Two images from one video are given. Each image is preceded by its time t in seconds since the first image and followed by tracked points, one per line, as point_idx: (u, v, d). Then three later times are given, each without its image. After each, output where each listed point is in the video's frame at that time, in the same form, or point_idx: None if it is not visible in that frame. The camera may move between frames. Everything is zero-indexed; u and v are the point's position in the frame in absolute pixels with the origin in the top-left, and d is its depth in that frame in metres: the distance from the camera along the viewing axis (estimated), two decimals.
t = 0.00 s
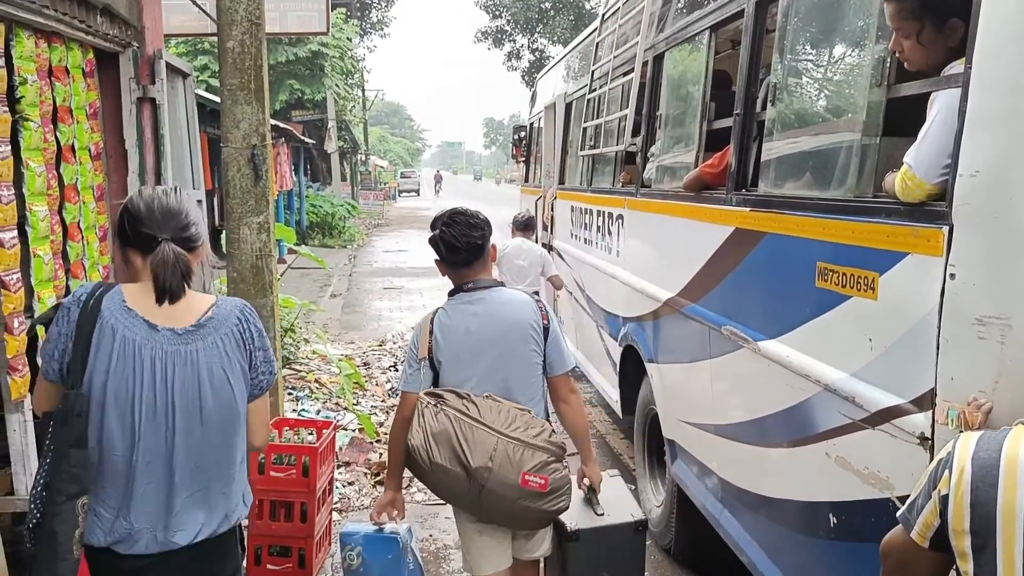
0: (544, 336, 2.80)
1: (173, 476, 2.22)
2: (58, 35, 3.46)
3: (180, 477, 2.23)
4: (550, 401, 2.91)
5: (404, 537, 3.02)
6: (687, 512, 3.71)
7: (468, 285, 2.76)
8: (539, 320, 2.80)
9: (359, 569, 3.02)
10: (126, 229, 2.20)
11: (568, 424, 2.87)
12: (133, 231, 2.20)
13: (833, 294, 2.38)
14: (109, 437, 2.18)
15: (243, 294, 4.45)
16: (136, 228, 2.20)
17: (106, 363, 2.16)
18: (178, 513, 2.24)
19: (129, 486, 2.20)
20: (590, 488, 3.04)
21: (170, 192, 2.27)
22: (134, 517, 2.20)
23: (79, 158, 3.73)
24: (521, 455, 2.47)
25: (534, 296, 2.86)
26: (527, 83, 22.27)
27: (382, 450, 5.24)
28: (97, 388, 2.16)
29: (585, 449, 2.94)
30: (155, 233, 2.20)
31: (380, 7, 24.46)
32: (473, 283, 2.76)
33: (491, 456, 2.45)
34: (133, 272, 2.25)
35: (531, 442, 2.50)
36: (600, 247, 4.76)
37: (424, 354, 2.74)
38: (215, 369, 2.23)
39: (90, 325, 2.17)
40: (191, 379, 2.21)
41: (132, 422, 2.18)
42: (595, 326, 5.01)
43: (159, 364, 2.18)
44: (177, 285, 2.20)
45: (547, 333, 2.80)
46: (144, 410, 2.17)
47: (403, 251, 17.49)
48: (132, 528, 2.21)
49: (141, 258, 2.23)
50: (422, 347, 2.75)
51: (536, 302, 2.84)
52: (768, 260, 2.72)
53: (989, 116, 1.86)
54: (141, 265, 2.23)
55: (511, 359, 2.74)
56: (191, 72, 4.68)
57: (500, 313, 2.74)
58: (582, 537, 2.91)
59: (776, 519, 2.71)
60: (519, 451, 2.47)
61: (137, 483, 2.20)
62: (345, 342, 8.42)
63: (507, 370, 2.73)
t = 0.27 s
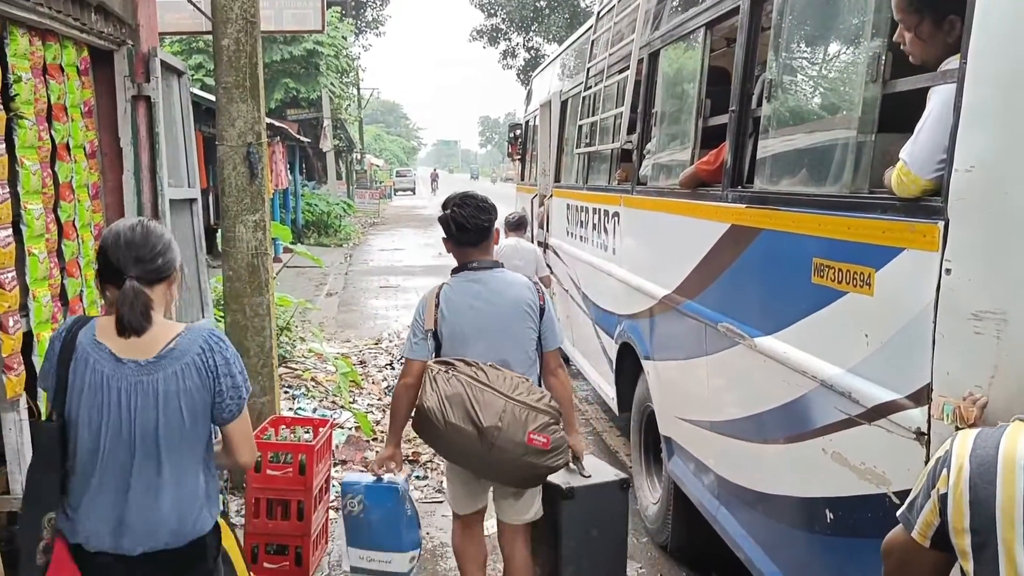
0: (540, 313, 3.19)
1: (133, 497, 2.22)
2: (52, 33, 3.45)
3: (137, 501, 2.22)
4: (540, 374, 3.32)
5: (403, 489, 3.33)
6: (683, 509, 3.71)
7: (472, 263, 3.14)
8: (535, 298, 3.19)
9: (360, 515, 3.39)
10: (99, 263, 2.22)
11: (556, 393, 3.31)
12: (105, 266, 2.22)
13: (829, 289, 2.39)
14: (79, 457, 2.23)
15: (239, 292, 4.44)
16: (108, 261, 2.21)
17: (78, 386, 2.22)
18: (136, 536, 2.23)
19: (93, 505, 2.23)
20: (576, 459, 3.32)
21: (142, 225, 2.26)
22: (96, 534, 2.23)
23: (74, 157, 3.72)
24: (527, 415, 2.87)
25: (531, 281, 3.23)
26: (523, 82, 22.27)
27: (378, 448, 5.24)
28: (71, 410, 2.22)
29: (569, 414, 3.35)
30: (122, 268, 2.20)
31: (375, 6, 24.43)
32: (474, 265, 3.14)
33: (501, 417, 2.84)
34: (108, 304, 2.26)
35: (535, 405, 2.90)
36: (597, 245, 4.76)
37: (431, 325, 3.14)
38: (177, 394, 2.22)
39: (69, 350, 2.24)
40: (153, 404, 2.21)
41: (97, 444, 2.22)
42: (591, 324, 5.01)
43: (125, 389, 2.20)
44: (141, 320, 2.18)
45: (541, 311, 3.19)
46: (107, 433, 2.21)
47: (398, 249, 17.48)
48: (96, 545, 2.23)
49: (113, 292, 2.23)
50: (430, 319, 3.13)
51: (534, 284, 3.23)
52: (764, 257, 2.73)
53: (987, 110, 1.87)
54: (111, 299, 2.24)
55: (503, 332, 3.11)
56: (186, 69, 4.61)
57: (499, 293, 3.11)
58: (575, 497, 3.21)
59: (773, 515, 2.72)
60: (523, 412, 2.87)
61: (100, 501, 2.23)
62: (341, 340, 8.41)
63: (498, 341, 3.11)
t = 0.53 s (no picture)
0: (517, 306, 3.33)
1: (119, 459, 2.47)
2: (45, 29, 3.43)
3: (125, 463, 2.47)
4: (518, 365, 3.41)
5: (402, 472, 3.37)
6: (677, 507, 3.73)
7: (452, 265, 3.28)
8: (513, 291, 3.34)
9: (364, 504, 3.40)
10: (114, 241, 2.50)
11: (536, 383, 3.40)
12: (117, 245, 2.48)
13: (822, 288, 2.41)
14: (75, 420, 2.47)
15: (232, 290, 4.42)
16: (120, 239, 2.48)
17: (79, 357, 2.48)
18: (123, 494, 2.48)
19: (86, 464, 2.48)
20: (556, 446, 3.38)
21: (154, 211, 2.50)
22: (88, 489, 2.49)
23: (67, 154, 3.69)
24: (509, 400, 2.99)
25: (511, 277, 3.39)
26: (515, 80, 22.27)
27: (371, 446, 5.23)
28: (72, 377, 2.49)
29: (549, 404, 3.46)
30: (127, 248, 2.45)
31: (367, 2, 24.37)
32: (456, 264, 3.29)
33: (486, 402, 2.96)
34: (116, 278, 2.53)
35: (515, 391, 3.02)
36: (590, 243, 4.77)
37: (416, 324, 3.26)
38: (162, 369, 2.45)
39: (75, 324, 2.52)
40: (139, 378, 2.44)
41: (90, 410, 2.46)
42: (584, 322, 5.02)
43: (117, 361, 2.44)
44: (137, 296, 2.43)
45: (518, 303, 3.34)
46: (99, 400, 2.45)
47: (391, 247, 17.44)
48: (87, 500, 2.50)
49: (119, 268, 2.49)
50: (415, 316, 3.24)
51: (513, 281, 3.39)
52: (758, 255, 2.74)
53: (981, 109, 1.89)
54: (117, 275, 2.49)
55: (484, 324, 3.26)
56: (180, 66, 4.56)
57: (478, 287, 3.27)
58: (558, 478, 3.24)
59: (766, 513, 2.73)
60: (507, 396, 2.99)
61: (92, 461, 2.48)
62: (334, 338, 8.40)
63: (481, 333, 3.25)
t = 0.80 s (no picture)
0: (490, 288, 3.73)
1: (163, 450, 2.58)
2: (38, 26, 3.41)
3: (169, 453, 2.58)
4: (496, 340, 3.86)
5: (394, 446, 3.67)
6: (671, 505, 3.73)
7: (431, 250, 3.73)
8: (487, 272, 3.75)
9: (361, 477, 3.72)
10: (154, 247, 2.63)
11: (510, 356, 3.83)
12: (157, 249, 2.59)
13: (817, 287, 2.41)
14: (122, 412, 2.59)
15: (226, 288, 4.41)
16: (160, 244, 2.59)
17: (124, 352, 2.59)
18: (168, 481, 2.60)
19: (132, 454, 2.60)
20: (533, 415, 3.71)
21: (190, 217, 2.61)
22: (133, 478, 2.59)
23: (61, 151, 3.67)
24: (467, 376, 3.41)
25: (486, 263, 3.79)
26: (509, 78, 22.24)
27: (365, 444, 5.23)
28: (117, 372, 2.61)
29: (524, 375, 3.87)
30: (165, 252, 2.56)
31: None
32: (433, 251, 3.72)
33: (444, 378, 3.38)
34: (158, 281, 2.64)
35: (474, 368, 3.43)
36: (585, 241, 4.77)
37: (397, 304, 3.69)
38: (203, 364, 2.55)
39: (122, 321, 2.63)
40: (182, 373, 2.55)
41: (135, 402, 2.57)
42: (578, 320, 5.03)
43: (161, 356, 2.55)
44: (176, 297, 2.54)
45: (490, 286, 3.73)
46: (145, 393, 2.56)
47: (384, 245, 17.41)
48: (133, 488, 2.61)
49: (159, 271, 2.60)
50: (396, 299, 3.70)
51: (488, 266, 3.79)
52: (753, 255, 2.74)
53: (974, 109, 1.91)
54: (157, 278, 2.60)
55: (458, 307, 3.64)
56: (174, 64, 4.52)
57: (451, 273, 3.66)
58: (520, 443, 3.58)
59: (760, 512, 2.75)
60: (465, 373, 3.40)
61: (136, 452, 2.58)
62: (328, 336, 8.39)
63: (457, 316, 3.63)
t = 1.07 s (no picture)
0: (477, 283, 3.72)
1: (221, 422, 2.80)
2: (29, 23, 3.39)
3: (227, 425, 2.81)
4: (486, 334, 3.87)
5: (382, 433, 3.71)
6: (664, 503, 3.74)
7: (423, 248, 3.75)
8: (475, 267, 3.75)
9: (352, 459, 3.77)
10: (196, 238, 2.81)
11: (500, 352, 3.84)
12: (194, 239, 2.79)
13: (810, 285, 2.42)
14: (180, 390, 2.80)
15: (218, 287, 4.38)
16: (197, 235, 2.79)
17: (178, 334, 2.78)
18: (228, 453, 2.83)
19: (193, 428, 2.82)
20: (521, 407, 3.72)
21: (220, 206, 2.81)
22: (195, 451, 2.82)
23: (52, 149, 3.65)
24: (452, 365, 3.42)
25: (475, 259, 3.78)
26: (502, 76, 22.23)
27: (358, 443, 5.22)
28: (171, 353, 2.80)
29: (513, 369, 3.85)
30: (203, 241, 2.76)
31: None
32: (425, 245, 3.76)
33: (430, 365, 3.41)
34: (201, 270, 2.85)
35: (459, 357, 3.44)
36: (578, 240, 4.77)
37: (392, 298, 3.72)
38: (255, 341, 2.76)
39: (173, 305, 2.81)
40: (236, 350, 2.76)
41: (193, 380, 2.79)
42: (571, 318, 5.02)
43: (215, 336, 2.76)
44: (224, 281, 2.74)
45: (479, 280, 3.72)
46: (202, 371, 2.78)
47: (377, 244, 17.37)
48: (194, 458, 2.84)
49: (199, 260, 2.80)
50: (390, 293, 3.72)
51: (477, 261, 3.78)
52: (746, 253, 2.75)
53: (968, 108, 1.93)
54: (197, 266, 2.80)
55: (449, 297, 3.66)
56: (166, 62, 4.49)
57: (442, 265, 3.69)
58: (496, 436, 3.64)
59: (753, 509, 2.76)
60: (449, 362, 3.42)
61: (197, 426, 2.80)
62: (320, 335, 8.37)
63: (448, 306, 3.65)
